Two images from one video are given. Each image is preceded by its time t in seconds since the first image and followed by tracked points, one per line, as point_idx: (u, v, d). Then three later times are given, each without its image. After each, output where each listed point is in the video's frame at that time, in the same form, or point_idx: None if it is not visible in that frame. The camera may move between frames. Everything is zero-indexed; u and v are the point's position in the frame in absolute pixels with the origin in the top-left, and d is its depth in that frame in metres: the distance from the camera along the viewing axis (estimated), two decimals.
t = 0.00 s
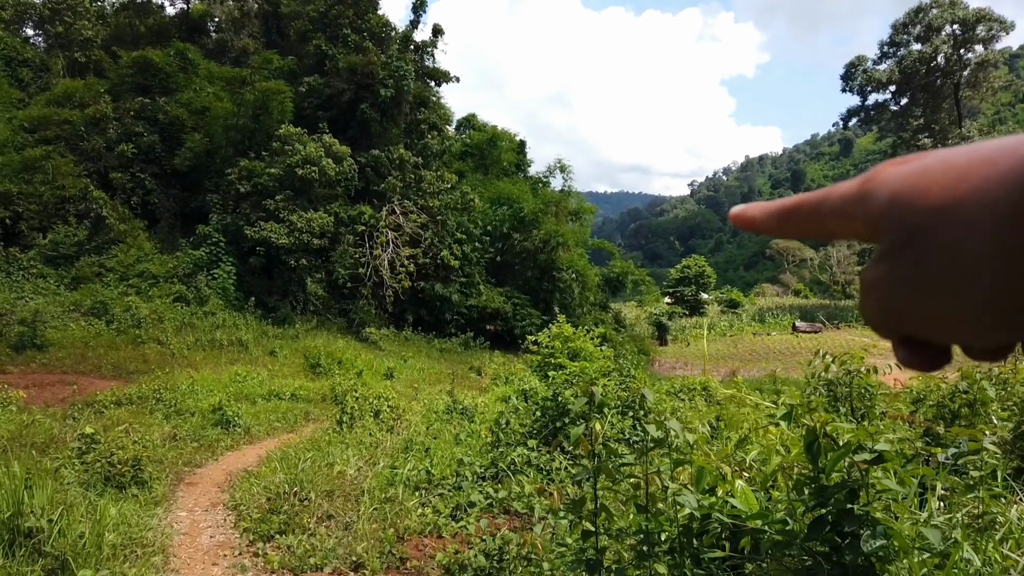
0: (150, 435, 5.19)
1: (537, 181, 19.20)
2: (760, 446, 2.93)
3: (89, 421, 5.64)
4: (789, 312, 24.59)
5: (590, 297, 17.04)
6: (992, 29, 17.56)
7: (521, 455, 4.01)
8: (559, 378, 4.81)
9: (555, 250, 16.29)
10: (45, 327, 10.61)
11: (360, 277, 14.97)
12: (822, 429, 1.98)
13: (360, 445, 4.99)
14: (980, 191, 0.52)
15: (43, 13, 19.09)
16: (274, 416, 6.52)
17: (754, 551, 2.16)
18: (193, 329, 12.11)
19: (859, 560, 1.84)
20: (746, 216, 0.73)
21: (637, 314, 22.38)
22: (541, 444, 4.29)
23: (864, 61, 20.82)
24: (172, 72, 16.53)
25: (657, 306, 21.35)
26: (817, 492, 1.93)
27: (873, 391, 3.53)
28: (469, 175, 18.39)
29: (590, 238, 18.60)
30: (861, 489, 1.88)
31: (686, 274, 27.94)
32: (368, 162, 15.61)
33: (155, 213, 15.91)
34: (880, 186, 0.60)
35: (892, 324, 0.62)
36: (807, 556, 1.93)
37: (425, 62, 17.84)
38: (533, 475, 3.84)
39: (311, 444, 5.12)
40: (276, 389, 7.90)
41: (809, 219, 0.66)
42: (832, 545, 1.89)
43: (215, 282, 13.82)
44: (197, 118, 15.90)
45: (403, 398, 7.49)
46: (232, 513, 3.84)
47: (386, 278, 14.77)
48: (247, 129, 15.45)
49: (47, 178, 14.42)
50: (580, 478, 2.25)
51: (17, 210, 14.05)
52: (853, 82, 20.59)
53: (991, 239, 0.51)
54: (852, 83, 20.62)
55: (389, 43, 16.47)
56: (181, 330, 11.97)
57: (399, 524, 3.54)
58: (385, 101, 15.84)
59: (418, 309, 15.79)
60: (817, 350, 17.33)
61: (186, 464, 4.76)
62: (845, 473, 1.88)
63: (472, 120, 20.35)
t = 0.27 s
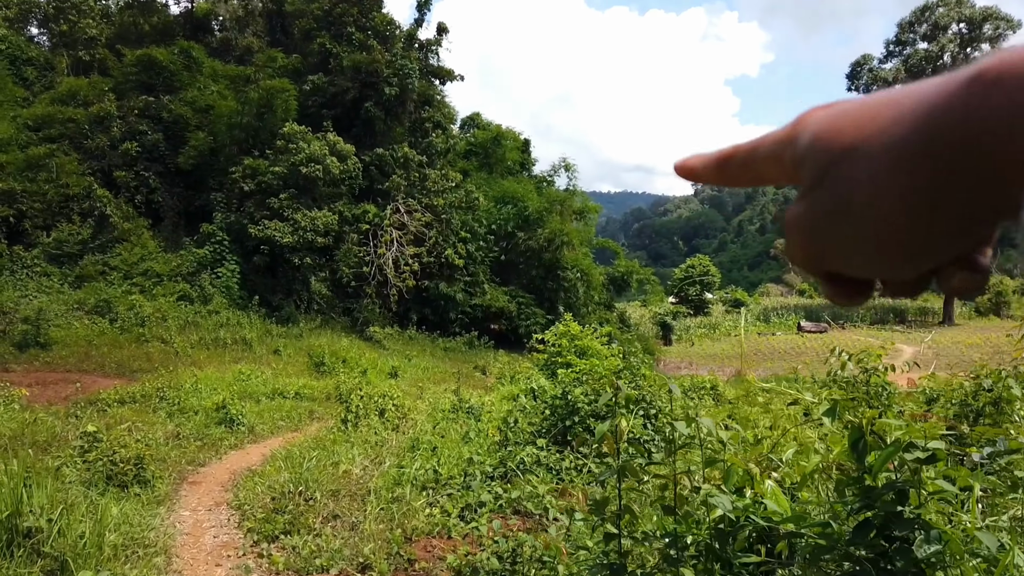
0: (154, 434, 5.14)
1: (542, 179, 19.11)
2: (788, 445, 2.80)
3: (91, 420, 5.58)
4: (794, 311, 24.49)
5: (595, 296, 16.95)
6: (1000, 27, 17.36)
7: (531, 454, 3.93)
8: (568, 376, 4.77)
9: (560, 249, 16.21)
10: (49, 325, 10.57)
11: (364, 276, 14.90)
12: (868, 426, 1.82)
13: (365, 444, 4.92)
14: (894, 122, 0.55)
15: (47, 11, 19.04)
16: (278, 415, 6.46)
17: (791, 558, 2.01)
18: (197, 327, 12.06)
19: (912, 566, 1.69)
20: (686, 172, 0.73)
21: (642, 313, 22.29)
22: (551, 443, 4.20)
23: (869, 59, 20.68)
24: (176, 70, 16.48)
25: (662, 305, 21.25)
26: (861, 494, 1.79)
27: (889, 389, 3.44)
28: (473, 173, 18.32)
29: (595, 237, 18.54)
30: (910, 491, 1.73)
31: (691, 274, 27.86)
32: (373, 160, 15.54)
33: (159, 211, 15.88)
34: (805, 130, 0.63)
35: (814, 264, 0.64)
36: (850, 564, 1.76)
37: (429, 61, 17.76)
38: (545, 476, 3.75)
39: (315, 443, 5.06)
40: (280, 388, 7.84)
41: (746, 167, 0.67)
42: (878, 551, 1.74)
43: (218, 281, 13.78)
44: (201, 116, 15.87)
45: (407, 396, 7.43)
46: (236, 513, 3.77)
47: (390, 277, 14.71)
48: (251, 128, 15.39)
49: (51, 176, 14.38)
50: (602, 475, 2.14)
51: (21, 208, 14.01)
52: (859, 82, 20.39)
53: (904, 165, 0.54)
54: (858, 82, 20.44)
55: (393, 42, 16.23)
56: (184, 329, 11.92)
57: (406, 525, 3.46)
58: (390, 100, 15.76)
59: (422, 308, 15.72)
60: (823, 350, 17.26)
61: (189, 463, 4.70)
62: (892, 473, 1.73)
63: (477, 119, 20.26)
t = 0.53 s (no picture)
0: (155, 434, 5.07)
1: (546, 178, 19.06)
2: (820, 443, 2.68)
3: (92, 419, 5.52)
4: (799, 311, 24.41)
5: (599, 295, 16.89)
6: (1006, 26, 17.44)
7: (540, 456, 3.89)
8: (577, 374, 4.65)
9: (565, 248, 16.11)
10: (50, 324, 10.48)
11: (368, 275, 14.81)
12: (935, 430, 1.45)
13: (370, 444, 4.84)
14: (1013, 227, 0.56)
15: (50, 9, 19.00)
16: (281, 415, 6.39)
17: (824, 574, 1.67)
18: (200, 326, 11.99)
19: None
20: (773, 217, 0.73)
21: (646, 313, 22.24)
22: (560, 445, 4.14)
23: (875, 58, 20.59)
24: (178, 68, 16.42)
25: (666, 304, 21.18)
26: (920, 504, 1.39)
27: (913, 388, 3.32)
28: (477, 172, 18.26)
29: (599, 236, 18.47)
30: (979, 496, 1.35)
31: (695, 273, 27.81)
32: (376, 159, 15.47)
33: (161, 210, 15.83)
34: (912, 202, 0.62)
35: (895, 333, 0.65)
36: None
37: (433, 59, 17.66)
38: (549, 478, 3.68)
39: (319, 444, 4.97)
40: (283, 387, 7.77)
41: (836, 218, 0.67)
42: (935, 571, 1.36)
43: (221, 279, 13.72)
44: (204, 114, 15.82)
45: (412, 396, 7.36)
46: (238, 515, 3.70)
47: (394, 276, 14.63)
48: (254, 126, 15.32)
49: (53, 174, 14.30)
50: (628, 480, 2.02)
51: (23, 206, 13.84)
52: (865, 80, 20.36)
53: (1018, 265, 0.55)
54: (863, 81, 20.39)
55: (397, 40, 16.35)
56: (187, 328, 11.85)
57: (412, 529, 3.38)
58: (393, 98, 15.69)
59: (426, 307, 15.65)
60: (828, 350, 17.18)
61: (190, 463, 4.63)
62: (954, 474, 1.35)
63: (480, 118, 20.21)
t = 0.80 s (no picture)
0: (159, 432, 4.99)
1: (553, 176, 18.96)
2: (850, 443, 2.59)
3: (94, 416, 5.45)
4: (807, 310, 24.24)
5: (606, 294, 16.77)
6: (1016, 22, 17.16)
7: (551, 455, 3.83)
8: (590, 372, 4.59)
9: (571, 246, 16.00)
10: (55, 321, 10.42)
11: (374, 273, 14.69)
12: (1005, 424, 1.41)
13: (377, 443, 4.75)
14: None
15: (56, 8, 18.98)
16: (286, 413, 6.32)
17: None
18: (205, 323, 11.93)
19: None
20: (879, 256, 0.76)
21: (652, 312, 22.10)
22: (572, 444, 4.06)
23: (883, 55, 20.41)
24: (184, 65, 16.38)
25: (673, 303, 21.04)
26: (994, 509, 1.32)
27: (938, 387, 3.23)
28: (483, 169, 18.17)
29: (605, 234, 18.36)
30: None
31: (702, 272, 27.67)
32: (382, 156, 15.40)
33: (167, 207, 15.79)
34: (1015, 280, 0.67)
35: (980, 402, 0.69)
36: None
37: (439, 56, 17.57)
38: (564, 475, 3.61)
39: (324, 442, 4.88)
40: (288, 385, 7.69)
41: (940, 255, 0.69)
42: None
43: (227, 277, 13.67)
44: (210, 111, 15.79)
45: (418, 394, 7.26)
46: (241, 515, 3.62)
47: (400, 274, 14.55)
48: (259, 123, 15.25)
49: (58, 172, 14.25)
50: (660, 482, 1.97)
51: (28, 203, 13.78)
52: (873, 77, 20.22)
53: None
54: (871, 78, 20.26)
55: (403, 36, 16.42)
56: (192, 325, 11.79)
57: (420, 530, 3.28)
58: (399, 95, 15.61)
59: (432, 305, 15.58)
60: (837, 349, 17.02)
61: (193, 462, 4.54)
62: None
63: (486, 115, 20.13)
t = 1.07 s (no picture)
0: (162, 432, 4.90)
1: (560, 174, 18.83)
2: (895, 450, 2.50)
3: (98, 416, 5.38)
4: (815, 310, 24.06)
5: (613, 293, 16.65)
6: None
7: (564, 457, 3.74)
8: (604, 371, 4.50)
9: (579, 245, 15.84)
10: (61, 320, 10.36)
11: (380, 272, 14.61)
12: None
13: (385, 443, 4.66)
14: None
15: (63, 6, 18.95)
16: (292, 412, 6.23)
17: None
18: (212, 322, 11.86)
19: None
20: None
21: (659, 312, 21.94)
22: (586, 446, 3.97)
23: (893, 53, 20.24)
24: (190, 63, 16.32)
25: (680, 303, 20.87)
26: None
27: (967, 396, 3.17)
28: (490, 168, 18.06)
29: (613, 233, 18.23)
30: None
31: (710, 271, 27.51)
32: (389, 155, 15.32)
33: (173, 206, 15.74)
34: None
35: None
36: None
37: (446, 54, 17.47)
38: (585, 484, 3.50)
39: (330, 443, 4.78)
40: (294, 385, 7.60)
41: None
42: None
43: (233, 276, 13.62)
44: (217, 109, 15.75)
45: (426, 394, 7.17)
46: (245, 519, 3.52)
47: (407, 273, 14.47)
48: (266, 122, 15.19)
49: (65, 170, 14.20)
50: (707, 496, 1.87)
51: (35, 202, 13.73)
52: (883, 75, 20.04)
53: None
54: (881, 76, 20.08)
55: (410, 34, 16.32)
56: (198, 324, 11.72)
57: (430, 535, 3.18)
58: (406, 93, 15.52)
59: (439, 304, 15.51)
60: (847, 348, 16.83)
61: (197, 463, 4.45)
62: None
63: (493, 114, 20.02)
